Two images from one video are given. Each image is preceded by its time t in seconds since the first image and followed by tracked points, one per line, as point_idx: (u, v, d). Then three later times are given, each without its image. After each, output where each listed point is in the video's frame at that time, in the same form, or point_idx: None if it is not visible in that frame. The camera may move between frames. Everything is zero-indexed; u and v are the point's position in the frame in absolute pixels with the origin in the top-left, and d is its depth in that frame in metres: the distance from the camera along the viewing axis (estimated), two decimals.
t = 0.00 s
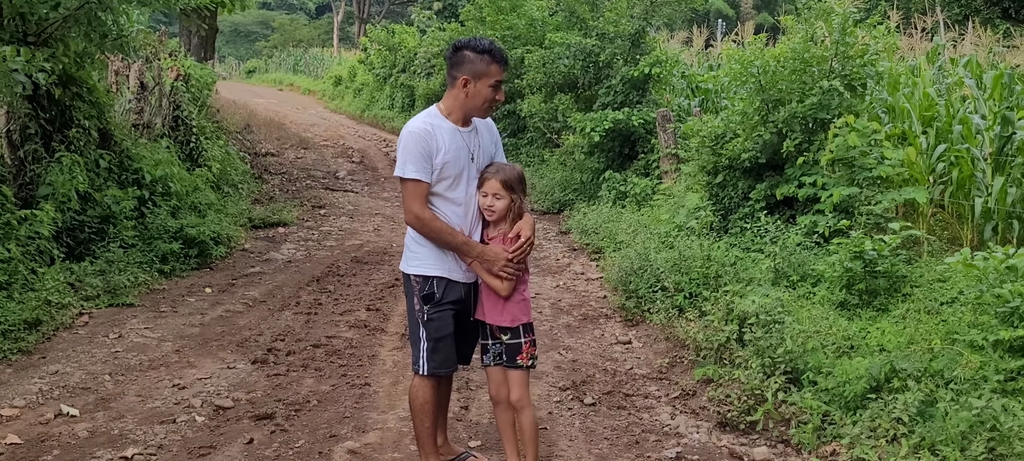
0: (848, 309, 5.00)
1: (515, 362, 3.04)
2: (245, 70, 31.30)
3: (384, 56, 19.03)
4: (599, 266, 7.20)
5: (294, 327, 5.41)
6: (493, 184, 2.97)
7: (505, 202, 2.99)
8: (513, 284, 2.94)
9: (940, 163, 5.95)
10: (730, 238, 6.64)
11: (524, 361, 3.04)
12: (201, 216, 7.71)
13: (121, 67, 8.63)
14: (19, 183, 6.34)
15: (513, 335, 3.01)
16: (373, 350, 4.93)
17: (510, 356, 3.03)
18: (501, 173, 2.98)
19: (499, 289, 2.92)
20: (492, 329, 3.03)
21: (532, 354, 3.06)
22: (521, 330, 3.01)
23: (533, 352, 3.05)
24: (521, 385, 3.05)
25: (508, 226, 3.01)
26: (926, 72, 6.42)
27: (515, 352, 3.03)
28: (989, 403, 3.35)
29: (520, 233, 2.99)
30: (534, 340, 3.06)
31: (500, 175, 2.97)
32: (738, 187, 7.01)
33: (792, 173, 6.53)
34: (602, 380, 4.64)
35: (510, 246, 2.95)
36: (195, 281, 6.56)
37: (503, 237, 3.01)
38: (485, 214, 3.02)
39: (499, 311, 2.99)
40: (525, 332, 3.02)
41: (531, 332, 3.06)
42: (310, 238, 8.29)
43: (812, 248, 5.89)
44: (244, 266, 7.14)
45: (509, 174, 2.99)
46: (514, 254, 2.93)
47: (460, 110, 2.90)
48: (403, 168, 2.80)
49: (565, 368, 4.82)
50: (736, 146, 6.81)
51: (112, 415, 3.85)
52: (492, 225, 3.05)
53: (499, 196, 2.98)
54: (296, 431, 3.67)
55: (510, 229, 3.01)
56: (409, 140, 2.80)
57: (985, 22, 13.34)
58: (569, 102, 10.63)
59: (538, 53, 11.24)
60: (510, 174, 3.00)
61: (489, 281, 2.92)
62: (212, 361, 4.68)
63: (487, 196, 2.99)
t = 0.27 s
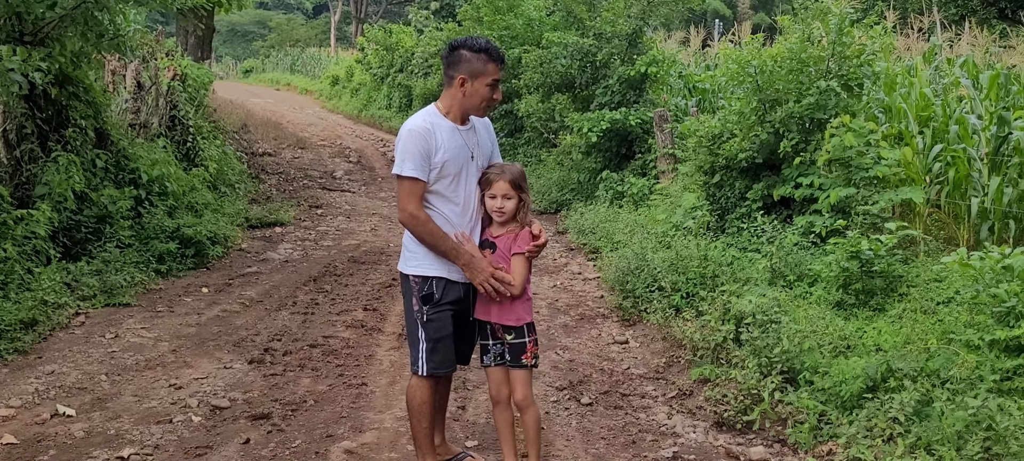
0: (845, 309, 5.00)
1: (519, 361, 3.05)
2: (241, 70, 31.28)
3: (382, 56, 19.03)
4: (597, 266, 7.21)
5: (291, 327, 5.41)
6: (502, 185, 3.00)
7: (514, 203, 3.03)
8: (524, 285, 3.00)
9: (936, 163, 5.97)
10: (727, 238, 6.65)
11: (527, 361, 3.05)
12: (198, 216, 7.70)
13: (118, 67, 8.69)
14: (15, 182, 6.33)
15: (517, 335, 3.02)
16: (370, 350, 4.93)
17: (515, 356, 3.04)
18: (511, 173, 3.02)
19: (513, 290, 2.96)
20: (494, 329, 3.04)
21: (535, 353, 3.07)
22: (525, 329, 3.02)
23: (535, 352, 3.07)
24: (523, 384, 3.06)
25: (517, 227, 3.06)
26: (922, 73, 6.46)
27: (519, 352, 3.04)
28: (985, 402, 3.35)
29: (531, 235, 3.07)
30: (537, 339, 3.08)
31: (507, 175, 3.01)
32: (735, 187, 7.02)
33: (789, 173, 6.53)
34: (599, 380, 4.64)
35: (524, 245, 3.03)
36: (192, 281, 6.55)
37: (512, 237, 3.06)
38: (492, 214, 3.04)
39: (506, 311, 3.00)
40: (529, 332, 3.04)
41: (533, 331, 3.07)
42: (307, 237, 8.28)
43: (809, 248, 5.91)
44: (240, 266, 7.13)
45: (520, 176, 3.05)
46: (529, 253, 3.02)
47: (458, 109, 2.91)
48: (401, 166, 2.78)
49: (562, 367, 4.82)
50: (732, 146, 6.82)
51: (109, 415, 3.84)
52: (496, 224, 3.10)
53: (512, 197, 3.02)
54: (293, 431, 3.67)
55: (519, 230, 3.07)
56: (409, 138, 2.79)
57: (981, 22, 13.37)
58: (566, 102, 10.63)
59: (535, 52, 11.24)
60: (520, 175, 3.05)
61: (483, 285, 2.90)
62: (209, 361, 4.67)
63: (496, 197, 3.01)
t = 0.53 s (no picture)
0: (843, 310, 5.01)
1: (525, 362, 3.08)
2: (240, 70, 31.26)
3: (380, 56, 19.02)
4: (595, 266, 7.21)
5: (290, 328, 5.41)
6: (511, 187, 3.03)
7: (522, 205, 3.07)
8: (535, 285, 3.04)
9: (935, 164, 5.96)
10: (726, 238, 6.66)
11: (533, 362, 3.07)
12: (196, 216, 7.70)
13: (116, 67, 8.71)
14: (14, 182, 6.32)
15: (523, 336, 3.05)
16: (369, 350, 4.93)
17: (520, 357, 3.06)
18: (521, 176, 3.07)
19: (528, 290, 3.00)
20: (499, 330, 3.06)
21: (541, 354, 3.10)
22: (531, 331, 3.05)
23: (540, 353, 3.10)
24: (526, 387, 3.08)
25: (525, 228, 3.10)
26: (921, 74, 6.47)
27: (525, 353, 3.06)
28: (983, 403, 3.36)
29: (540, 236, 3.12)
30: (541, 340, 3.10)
31: (515, 177, 3.04)
32: (733, 187, 7.03)
33: (787, 174, 6.54)
34: (598, 381, 4.64)
35: (537, 244, 3.08)
36: (190, 281, 6.55)
37: (519, 238, 3.09)
38: (501, 216, 3.06)
39: (512, 311, 3.01)
40: (535, 334, 3.07)
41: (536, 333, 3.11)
42: (305, 238, 8.28)
43: (808, 249, 5.92)
44: (239, 266, 7.13)
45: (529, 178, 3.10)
46: (540, 253, 3.07)
47: (459, 110, 2.90)
48: (403, 167, 2.76)
49: (561, 368, 4.83)
50: (731, 146, 6.82)
51: (107, 415, 3.83)
52: (501, 224, 3.12)
53: (523, 199, 3.06)
54: (292, 432, 3.67)
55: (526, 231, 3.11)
56: (411, 139, 2.77)
57: (980, 23, 13.40)
58: (565, 103, 10.64)
59: (533, 52, 11.25)
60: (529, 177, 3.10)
61: (486, 284, 2.95)
62: (208, 361, 4.67)
63: (504, 199, 3.04)
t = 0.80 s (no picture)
0: (842, 310, 5.02)
1: (527, 364, 3.07)
2: (238, 70, 31.24)
3: (379, 56, 19.02)
4: (594, 266, 7.21)
5: (288, 328, 5.41)
6: (512, 187, 3.02)
7: (523, 204, 3.03)
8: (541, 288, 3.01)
9: (933, 165, 5.96)
10: (724, 238, 6.67)
11: (536, 365, 3.07)
12: (195, 216, 7.70)
13: (114, 66, 8.63)
14: (12, 182, 6.31)
15: (525, 338, 3.05)
16: (367, 350, 4.93)
17: (523, 359, 3.06)
18: (526, 177, 3.04)
19: (534, 292, 2.98)
20: (503, 332, 3.08)
21: (544, 357, 3.09)
22: (534, 333, 3.05)
23: (544, 356, 3.10)
24: (529, 389, 3.09)
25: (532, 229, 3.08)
26: (919, 75, 6.46)
27: (528, 356, 3.06)
28: (981, 404, 3.36)
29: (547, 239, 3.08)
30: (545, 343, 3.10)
31: (516, 176, 3.03)
32: (732, 188, 7.04)
33: (786, 174, 6.55)
34: (596, 381, 4.64)
35: (544, 246, 3.04)
36: (188, 282, 6.55)
37: (526, 240, 3.08)
38: (503, 216, 3.06)
39: (518, 314, 3.03)
40: (539, 336, 3.07)
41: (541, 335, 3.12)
42: (304, 238, 8.27)
43: (806, 249, 5.92)
44: (238, 266, 7.13)
45: (536, 179, 3.07)
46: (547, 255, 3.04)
47: (455, 109, 2.90)
48: (405, 170, 2.74)
49: (559, 368, 4.83)
50: (729, 146, 6.83)
51: (105, 416, 3.83)
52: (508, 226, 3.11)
53: (528, 200, 3.03)
54: (290, 432, 3.67)
55: (533, 233, 3.09)
56: (412, 142, 2.75)
57: (978, 24, 13.41)
58: (564, 103, 10.64)
59: (532, 53, 11.25)
60: (535, 179, 3.07)
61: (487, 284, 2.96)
62: (206, 361, 4.67)
63: (506, 198, 3.03)
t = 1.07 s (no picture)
0: (840, 310, 5.03)
1: (529, 368, 3.07)
2: (236, 70, 31.22)
3: (377, 56, 19.01)
4: (592, 266, 7.22)
5: (286, 328, 5.41)
6: (518, 185, 3.02)
7: (529, 204, 3.01)
8: (543, 294, 2.98)
9: (931, 165, 5.98)
10: (722, 238, 6.67)
11: (538, 368, 3.07)
12: (193, 216, 7.70)
13: (112, 66, 8.63)
14: (9, 182, 6.30)
15: (528, 342, 3.05)
16: (365, 350, 4.93)
17: (525, 362, 3.06)
18: (537, 179, 3.01)
19: (534, 298, 2.96)
20: (506, 333, 3.08)
21: (547, 361, 3.09)
22: (537, 337, 3.04)
23: (547, 359, 3.10)
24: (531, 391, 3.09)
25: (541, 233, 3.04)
26: (917, 75, 6.46)
27: (529, 359, 3.06)
28: (980, 403, 3.36)
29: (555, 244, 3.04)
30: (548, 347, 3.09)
31: (523, 175, 3.03)
32: (730, 187, 7.04)
33: (784, 174, 6.55)
34: (594, 381, 4.64)
35: (550, 251, 3.01)
36: (186, 281, 6.54)
37: (533, 243, 3.06)
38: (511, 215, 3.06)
39: (520, 317, 3.02)
40: (542, 340, 3.06)
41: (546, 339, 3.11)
42: (302, 238, 8.27)
43: (804, 249, 5.93)
44: (236, 266, 7.12)
45: (547, 182, 3.02)
46: (552, 260, 3.00)
47: (448, 107, 2.89)
48: (406, 172, 2.72)
49: (558, 368, 4.83)
50: (728, 146, 6.84)
51: (103, 416, 3.82)
52: (518, 227, 3.10)
53: (537, 203, 3.00)
54: (288, 432, 3.66)
55: (541, 236, 3.06)
56: (411, 143, 2.74)
57: (976, 24, 13.42)
58: (562, 103, 10.64)
59: (530, 52, 11.25)
60: (547, 182, 3.02)
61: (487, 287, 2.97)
62: (204, 361, 4.66)
63: (512, 196, 3.03)
